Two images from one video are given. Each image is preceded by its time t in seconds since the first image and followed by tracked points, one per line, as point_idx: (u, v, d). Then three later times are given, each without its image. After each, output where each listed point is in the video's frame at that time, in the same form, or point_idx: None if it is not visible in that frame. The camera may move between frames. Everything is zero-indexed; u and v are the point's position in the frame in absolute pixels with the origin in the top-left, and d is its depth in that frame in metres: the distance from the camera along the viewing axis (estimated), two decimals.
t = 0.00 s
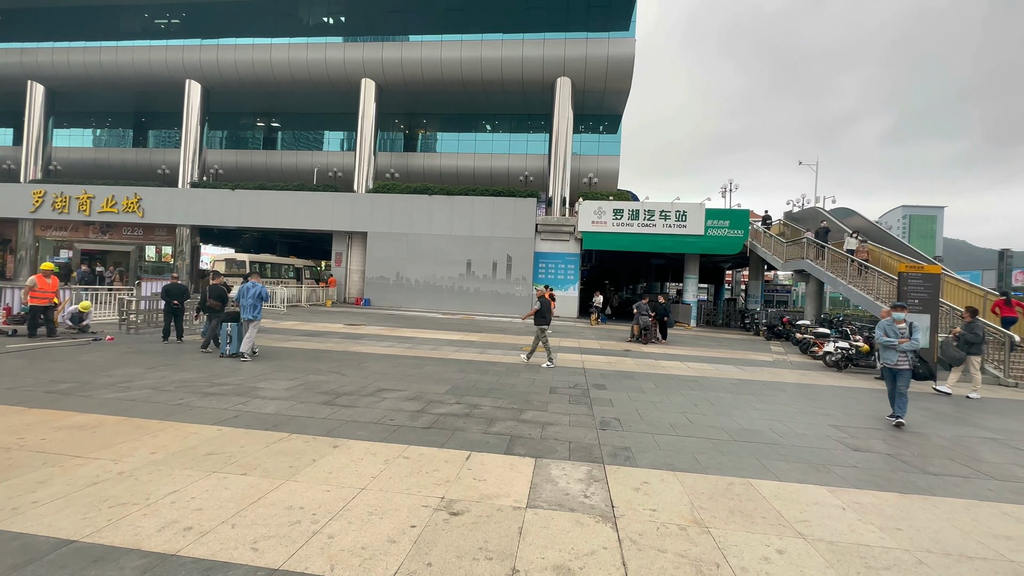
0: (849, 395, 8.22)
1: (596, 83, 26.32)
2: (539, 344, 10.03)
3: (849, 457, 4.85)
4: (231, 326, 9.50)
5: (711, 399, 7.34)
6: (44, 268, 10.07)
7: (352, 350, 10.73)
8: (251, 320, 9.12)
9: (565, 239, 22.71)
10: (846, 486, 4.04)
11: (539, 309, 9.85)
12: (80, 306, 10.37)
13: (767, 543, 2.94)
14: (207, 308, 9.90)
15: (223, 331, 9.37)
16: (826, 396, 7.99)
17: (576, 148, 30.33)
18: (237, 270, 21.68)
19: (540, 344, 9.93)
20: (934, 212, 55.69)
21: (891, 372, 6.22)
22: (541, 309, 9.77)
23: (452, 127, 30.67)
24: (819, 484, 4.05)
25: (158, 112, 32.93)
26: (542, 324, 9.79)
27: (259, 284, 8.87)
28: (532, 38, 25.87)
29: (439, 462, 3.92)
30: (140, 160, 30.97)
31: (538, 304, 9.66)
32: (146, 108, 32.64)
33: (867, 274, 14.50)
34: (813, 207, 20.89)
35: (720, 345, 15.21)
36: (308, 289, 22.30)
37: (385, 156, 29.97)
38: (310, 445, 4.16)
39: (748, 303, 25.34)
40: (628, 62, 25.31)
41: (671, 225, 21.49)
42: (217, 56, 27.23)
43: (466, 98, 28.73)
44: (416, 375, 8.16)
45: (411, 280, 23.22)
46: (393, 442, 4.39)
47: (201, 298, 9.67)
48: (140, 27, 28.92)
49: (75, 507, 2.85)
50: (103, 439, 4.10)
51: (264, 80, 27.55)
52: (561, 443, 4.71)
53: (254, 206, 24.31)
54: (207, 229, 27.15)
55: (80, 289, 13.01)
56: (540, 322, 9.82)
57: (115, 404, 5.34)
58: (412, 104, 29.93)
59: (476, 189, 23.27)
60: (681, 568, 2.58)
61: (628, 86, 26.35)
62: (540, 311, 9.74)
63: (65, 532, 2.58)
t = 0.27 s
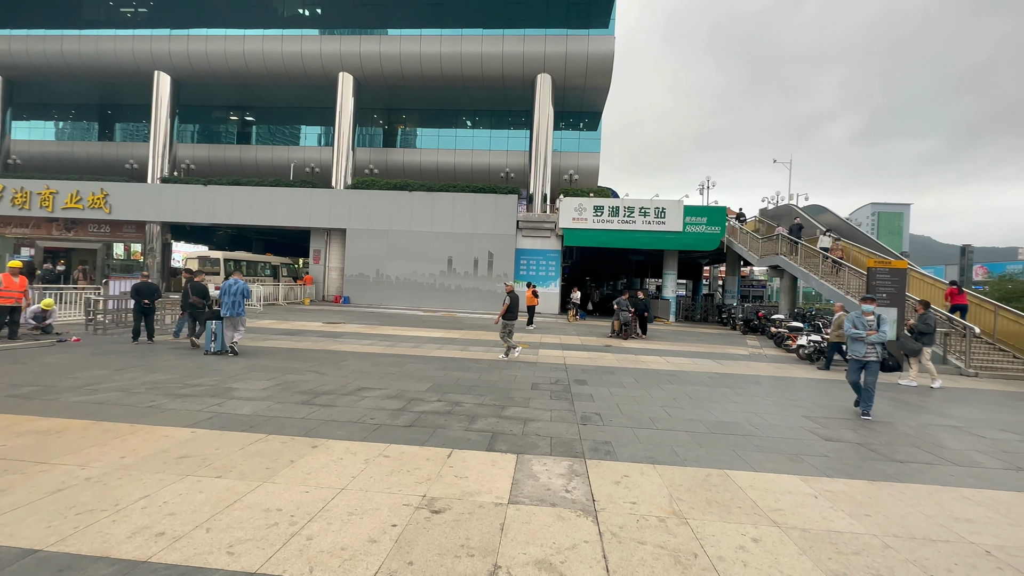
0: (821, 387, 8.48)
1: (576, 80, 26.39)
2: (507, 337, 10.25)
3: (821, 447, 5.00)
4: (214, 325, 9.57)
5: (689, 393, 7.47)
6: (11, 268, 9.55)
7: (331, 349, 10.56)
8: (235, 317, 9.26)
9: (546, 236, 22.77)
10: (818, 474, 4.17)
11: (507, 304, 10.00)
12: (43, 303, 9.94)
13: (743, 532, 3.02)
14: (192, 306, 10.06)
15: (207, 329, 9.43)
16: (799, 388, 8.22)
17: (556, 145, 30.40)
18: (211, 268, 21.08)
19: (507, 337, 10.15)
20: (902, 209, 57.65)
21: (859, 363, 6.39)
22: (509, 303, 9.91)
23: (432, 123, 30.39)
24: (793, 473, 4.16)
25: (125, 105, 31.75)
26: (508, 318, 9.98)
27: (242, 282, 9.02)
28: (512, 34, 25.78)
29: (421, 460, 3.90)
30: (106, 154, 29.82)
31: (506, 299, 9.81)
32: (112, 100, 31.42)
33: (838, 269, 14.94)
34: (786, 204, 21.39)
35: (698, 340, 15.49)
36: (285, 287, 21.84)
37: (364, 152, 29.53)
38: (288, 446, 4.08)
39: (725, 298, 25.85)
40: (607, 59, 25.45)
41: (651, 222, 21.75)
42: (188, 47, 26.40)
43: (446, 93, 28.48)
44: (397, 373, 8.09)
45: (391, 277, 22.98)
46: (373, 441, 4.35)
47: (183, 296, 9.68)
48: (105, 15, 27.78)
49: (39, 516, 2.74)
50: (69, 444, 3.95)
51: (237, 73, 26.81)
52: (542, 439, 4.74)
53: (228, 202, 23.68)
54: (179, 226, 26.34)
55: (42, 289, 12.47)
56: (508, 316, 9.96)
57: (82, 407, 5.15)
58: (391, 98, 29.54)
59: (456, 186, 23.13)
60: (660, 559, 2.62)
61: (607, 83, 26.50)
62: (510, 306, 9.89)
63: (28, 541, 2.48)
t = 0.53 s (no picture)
0: (796, 381, 8.71)
1: (557, 77, 26.44)
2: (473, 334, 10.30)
3: (796, 439, 5.14)
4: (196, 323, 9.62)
5: (669, 388, 7.59)
6: None
7: (311, 349, 10.40)
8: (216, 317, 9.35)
9: (528, 233, 22.79)
10: (792, 466, 4.29)
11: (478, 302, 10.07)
12: (4, 297, 9.41)
13: (720, 523, 3.08)
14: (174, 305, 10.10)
15: (189, 328, 9.49)
16: (775, 382, 8.42)
17: (538, 142, 30.45)
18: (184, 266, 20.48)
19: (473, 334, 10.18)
20: (872, 207, 59.49)
21: (829, 359, 6.45)
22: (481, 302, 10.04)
23: (413, 119, 30.11)
24: (768, 465, 4.27)
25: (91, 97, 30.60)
26: (477, 316, 10.05)
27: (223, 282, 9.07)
28: (493, 30, 25.69)
29: (403, 459, 3.88)
30: (71, 148, 28.71)
31: (476, 297, 9.87)
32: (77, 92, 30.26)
33: (812, 265, 15.34)
34: (763, 202, 21.85)
35: (678, 336, 15.72)
36: (263, 285, 21.38)
37: (343, 148, 29.09)
38: (265, 447, 4.01)
39: (704, 294, 26.31)
40: (588, 57, 25.57)
41: (632, 220, 21.96)
42: (159, 38, 25.57)
43: (427, 89, 28.23)
44: (378, 372, 8.01)
45: (372, 275, 22.71)
46: (354, 441, 4.30)
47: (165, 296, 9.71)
48: (68, 3, 26.70)
49: (0, 526, 2.63)
50: (34, 450, 3.81)
51: (210, 66, 26.10)
52: (524, 436, 4.75)
53: (202, 198, 23.07)
54: (150, 224, 25.55)
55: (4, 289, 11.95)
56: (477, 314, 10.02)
57: (47, 411, 4.96)
58: (371, 94, 29.14)
59: (438, 183, 22.97)
60: (639, 553, 2.66)
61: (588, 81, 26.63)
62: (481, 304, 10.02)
63: None
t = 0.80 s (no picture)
0: (766, 375, 8.95)
1: (535, 75, 26.46)
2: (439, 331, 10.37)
3: (765, 431, 5.29)
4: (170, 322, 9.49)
5: (645, 383, 7.70)
6: None
7: (284, 348, 10.16)
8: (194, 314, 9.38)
9: (506, 231, 22.77)
10: (761, 457, 4.41)
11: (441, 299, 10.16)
12: None
13: (691, 515, 3.15)
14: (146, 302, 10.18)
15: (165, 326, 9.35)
16: (746, 377, 8.64)
17: (516, 139, 30.42)
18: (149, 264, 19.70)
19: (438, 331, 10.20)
20: (838, 207, 61.60)
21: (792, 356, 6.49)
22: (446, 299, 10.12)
23: (389, 115, 29.69)
24: (739, 457, 4.38)
25: (48, 87, 29.14)
26: (441, 313, 10.10)
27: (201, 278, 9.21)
28: (470, 26, 25.53)
29: (377, 459, 3.83)
30: (26, 140, 27.29)
31: (438, 294, 9.94)
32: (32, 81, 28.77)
33: (782, 263, 15.76)
34: (735, 201, 22.34)
35: (654, 332, 15.96)
36: (233, 284, 20.78)
37: (317, 143, 28.50)
38: (235, 450, 3.90)
39: (679, 291, 26.78)
40: (565, 55, 25.67)
41: (609, 217, 22.16)
42: (121, 26, 24.53)
43: (404, 84, 27.87)
44: (353, 371, 7.89)
45: (347, 273, 22.35)
46: (327, 442, 4.23)
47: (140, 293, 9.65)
48: None
49: None
50: None
51: (176, 56, 25.18)
52: (500, 433, 4.76)
53: (169, 193, 22.28)
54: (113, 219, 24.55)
55: None
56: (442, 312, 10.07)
57: None
58: (346, 88, 28.60)
59: (415, 179, 22.73)
60: (614, 547, 2.69)
61: (566, 79, 26.73)
62: (445, 301, 10.07)
63: None
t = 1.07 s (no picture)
0: (742, 370, 9.14)
1: (516, 73, 26.43)
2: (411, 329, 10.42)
3: (740, 425, 5.40)
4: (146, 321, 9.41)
5: (624, 380, 7.78)
6: None
7: (260, 348, 9.95)
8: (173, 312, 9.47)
9: (487, 229, 22.71)
10: (736, 451, 4.49)
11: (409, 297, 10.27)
12: None
13: (668, 510, 3.19)
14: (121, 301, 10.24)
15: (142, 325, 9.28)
16: (723, 372, 8.81)
17: (497, 137, 30.34)
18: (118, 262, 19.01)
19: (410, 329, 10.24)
20: (812, 207, 63.24)
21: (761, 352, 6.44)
22: (412, 296, 10.24)
23: (368, 111, 29.30)
24: (715, 451, 4.46)
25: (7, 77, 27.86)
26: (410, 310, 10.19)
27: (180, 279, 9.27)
28: (451, 23, 25.33)
29: (355, 460, 3.77)
30: None
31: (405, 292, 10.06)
32: None
33: (758, 260, 16.10)
34: (713, 200, 22.73)
35: (634, 330, 16.14)
36: (207, 282, 20.24)
37: (295, 138, 27.97)
38: (206, 453, 3.80)
39: (659, 288, 27.14)
40: (546, 53, 25.70)
41: (590, 215, 22.29)
42: (86, 15, 23.61)
43: (384, 80, 27.51)
44: (332, 371, 7.77)
45: (326, 271, 21.99)
46: (303, 443, 4.15)
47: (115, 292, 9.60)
48: None
49: None
50: None
51: (146, 47, 24.36)
52: (480, 432, 4.74)
53: (139, 189, 21.57)
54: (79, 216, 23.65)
55: None
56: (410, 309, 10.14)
57: None
58: (324, 83, 28.10)
59: (395, 176, 22.48)
60: (591, 543, 2.71)
61: (547, 77, 26.76)
62: (410, 299, 10.17)
63: None
